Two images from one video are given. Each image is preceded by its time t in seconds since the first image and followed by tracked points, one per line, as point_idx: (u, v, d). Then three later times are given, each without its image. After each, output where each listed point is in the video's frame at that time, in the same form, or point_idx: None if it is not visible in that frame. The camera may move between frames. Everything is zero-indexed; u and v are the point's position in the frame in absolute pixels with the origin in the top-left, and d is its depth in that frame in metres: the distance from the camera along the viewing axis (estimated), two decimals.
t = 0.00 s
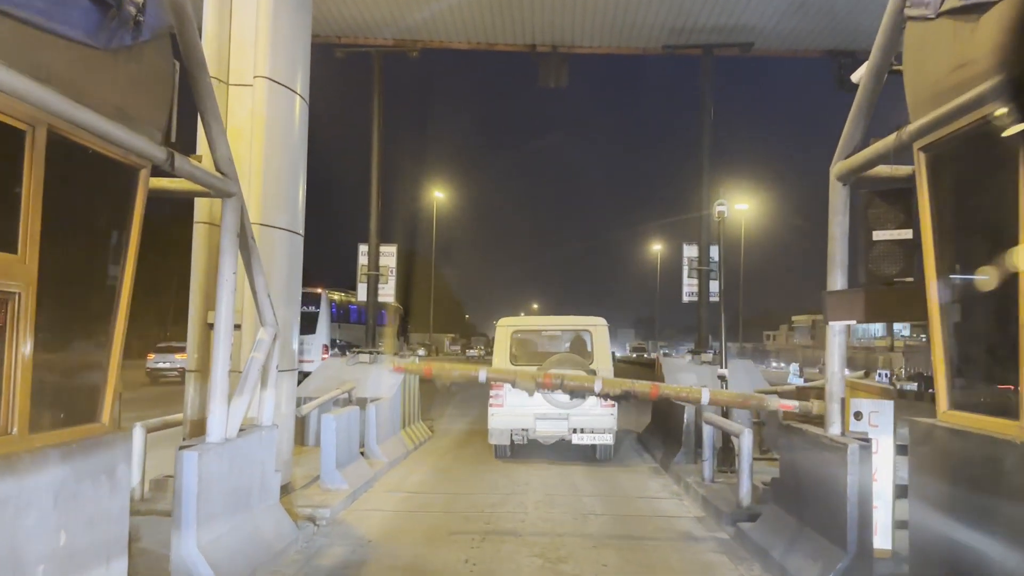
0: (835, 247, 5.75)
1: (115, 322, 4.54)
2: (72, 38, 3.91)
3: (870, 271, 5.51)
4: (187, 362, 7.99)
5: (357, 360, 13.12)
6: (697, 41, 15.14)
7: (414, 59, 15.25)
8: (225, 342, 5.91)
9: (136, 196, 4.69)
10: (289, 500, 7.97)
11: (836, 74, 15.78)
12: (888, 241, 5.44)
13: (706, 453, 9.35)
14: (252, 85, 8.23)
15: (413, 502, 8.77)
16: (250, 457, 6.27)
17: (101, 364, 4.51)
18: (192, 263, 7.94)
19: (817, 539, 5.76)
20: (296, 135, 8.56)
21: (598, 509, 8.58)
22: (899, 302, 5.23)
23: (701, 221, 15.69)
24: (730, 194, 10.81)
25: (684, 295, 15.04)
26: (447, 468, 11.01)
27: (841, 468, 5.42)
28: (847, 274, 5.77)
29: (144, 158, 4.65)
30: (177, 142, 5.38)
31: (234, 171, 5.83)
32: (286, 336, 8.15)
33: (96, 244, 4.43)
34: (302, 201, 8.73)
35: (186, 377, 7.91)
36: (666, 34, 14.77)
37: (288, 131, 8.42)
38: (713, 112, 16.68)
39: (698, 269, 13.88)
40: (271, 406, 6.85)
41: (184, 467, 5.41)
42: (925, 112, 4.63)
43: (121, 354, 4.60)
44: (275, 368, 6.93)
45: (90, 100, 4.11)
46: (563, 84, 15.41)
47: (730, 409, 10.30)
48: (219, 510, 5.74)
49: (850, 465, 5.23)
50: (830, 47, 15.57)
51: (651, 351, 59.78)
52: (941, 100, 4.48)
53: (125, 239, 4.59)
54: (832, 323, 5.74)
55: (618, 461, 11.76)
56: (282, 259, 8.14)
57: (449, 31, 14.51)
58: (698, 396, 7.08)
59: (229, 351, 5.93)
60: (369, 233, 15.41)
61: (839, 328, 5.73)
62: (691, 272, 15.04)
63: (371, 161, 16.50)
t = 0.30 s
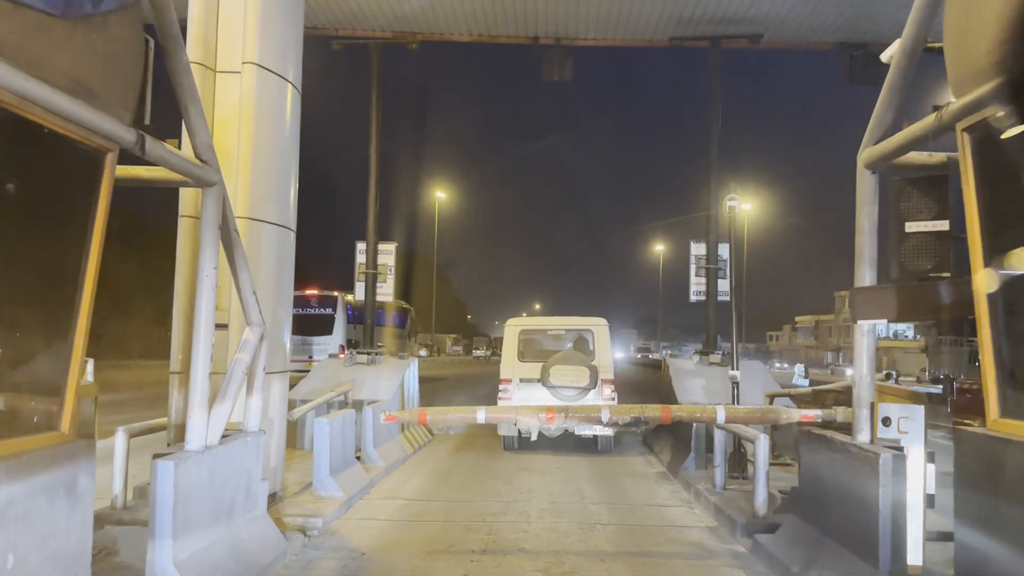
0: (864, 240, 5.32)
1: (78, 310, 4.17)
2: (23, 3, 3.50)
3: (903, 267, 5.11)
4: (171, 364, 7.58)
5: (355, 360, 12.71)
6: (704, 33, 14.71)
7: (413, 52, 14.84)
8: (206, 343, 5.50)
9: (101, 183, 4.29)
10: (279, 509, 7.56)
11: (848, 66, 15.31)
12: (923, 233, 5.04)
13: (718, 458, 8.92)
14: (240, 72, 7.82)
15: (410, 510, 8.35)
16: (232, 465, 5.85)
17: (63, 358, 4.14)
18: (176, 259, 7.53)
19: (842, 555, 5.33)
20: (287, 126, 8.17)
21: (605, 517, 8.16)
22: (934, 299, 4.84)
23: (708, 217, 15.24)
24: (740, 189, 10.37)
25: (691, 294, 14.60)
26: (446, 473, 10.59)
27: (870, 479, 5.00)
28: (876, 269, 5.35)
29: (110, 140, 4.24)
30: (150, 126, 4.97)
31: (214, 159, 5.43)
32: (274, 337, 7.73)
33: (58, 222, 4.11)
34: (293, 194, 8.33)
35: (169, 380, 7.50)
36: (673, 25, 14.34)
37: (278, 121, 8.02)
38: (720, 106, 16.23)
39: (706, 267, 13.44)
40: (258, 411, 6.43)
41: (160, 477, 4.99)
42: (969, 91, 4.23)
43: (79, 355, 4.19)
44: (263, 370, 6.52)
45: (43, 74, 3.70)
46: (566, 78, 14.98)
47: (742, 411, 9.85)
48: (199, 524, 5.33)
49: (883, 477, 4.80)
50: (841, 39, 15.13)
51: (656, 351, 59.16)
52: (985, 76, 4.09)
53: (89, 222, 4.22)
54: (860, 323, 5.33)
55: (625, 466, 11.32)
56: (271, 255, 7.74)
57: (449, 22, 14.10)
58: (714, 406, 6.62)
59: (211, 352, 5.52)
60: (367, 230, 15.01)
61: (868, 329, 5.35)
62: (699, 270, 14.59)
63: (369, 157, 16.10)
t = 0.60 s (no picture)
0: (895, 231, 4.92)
1: (27, 324, 3.77)
2: None
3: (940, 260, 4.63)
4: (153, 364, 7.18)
5: (351, 359, 12.33)
6: (711, 22, 14.28)
7: (411, 42, 14.42)
8: (181, 342, 5.09)
9: (59, 166, 3.88)
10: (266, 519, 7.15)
11: (859, 57, 14.82)
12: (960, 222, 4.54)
13: (729, 463, 8.51)
14: (225, 54, 7.40)
15: (406, 518, 7.95)
16: (210, 473, 5.44)
17: (10, 372, 3.73)
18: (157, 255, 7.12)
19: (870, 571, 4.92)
20: (275, 114, 7.75)
21: (612, 525, 7.75)
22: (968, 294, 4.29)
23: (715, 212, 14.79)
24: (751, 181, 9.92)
25: (698, 291, 14.17)
26: (445, 477, 10.18)
27: (902, 490, 4.58)
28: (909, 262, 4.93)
29: (68, 118, 3.83)
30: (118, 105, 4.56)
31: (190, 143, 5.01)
32: (261, 336, 7.31)
33: (13, 229, 3.76)
34: (283, 186, 7.93)
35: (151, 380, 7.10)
36: (679, 15, 13.92)
37: (265, 108, 7.61)
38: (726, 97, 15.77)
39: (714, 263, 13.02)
40: (242, 414, 6.02)
41: (128, 487, 4.58)
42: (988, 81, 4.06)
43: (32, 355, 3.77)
44: (248, 370, 6.11)
45: None
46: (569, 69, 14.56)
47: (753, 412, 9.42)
48: (173, 537, 4.92)
49: (918, 492, 4.38)
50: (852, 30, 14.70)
51: (658, 349, 58.58)
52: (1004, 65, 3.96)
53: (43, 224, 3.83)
54: (889, 318, 4.93)
55: (630, 469, 10.89)
56: (259, 250, 7.35)
57: (448, 12, 13.69)
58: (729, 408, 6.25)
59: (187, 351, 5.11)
60: (363, 226, 14.60)
61: (899, 325, 4.93)
62: (705, 267, 14.15)
63: (366, 150, 15.69)
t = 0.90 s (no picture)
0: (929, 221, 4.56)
1: None
2: None
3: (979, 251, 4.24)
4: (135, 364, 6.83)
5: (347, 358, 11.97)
6: (718, 12, 13.90)
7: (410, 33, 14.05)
8: (155, 341, 4.71)
9: (11, 143, 3.48)
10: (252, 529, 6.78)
11: (869, 48, 14.40)
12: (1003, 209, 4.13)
13: (740, 468, 8.12)
14: (211, 38, 7.02)
15: (402, 525, 7.56)
16: (187, 481, 5.06)
17: None
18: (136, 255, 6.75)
19: None
20: (264, 110, 7.36)
21: (618, 533, 7.36)
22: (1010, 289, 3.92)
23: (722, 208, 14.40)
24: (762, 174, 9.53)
25: (704, 289, 13.79)
26: (443, 480, 9.79)
27: (937, 504, 4.20)
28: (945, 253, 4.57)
29: (20, 90, 3.44)
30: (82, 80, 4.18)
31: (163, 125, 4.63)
32: (246, 339, 6.94)
33: None
34: (272, 185, 7.54)
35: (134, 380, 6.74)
36: (685, 5, 13.54)
37: (253, 103, 7.21)
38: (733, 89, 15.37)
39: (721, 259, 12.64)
40: (225, 417, 5.64)
41: (93, 499, 4.20)
42: (988, 81, 4.22)
43: None
44: (231, 372, 5.73)
45: None
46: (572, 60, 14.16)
47: (763, 415, 9.04)
48: (144, 553, 4.53)
49: (958, 508, 4.00)
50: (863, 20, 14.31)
51: (661, 349, 58.18)
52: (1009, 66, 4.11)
53: None
54: (923, 316, 4.57)
55: (635, 472, 10.50)
56: (245, 252, 6.97)
57: (447, 1, 13.31)
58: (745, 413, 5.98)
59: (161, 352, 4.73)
60: (361, 221, 14.22)
61: (932, 322, 4.56)
62: (712, 264, 13.76)
63: (363, 145, 15.31)
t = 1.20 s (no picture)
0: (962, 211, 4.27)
1: None
2: None
3: None
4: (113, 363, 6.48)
5: (342, 358, 11.66)
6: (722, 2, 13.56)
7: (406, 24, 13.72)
8: (125, 339, 4.35)
9: None
10: (236, 538, 6.43)
11: (877, 40, 14.04)
12: None
13: (749, 473, 7.79)
14: (194, 20, 6.66)
15: (396, 532, 7.22)
16: (161, 488, 4.73)
17: None
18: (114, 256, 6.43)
19: None
20: (250, 99, 7.01)
21: (622, 541, 7.02)
22: None
23: (727, 204, 14.05)
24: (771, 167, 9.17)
25: (709, 286, 13.46)
26: (440, 484, 9.46)
27: (975, 518, 3.86)
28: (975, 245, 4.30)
29: None
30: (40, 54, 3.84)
31: (133, 104, 4.29)
32: (230, 341, 6.60)
33: None
34: (259, 181, 7.19)
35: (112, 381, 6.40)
36: None
37: (239, 98, 6.86)
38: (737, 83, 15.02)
39: (726, 256, 12.32)
40: (205, 421, 5.31)
41: (51, 512, 3.83)
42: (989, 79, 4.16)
43: None
44: (212, 373, 5.40)
45: None
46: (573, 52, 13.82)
47: (772, 418, 8.70)
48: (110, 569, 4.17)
49: (998, 524, 3.67)
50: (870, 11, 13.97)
51: (663, 349, 57.84)
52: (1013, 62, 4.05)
53: None
54: (955, 312, 4.25)
55: (638, 475, 10.16)
56: (229, 255, 6.62)
57: None
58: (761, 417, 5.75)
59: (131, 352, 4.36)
60: (356, 217, 13.87)
61: (967, 320, 4.23)
62: (717, 261, 13.41)
63: (359, 140, 14.96)
